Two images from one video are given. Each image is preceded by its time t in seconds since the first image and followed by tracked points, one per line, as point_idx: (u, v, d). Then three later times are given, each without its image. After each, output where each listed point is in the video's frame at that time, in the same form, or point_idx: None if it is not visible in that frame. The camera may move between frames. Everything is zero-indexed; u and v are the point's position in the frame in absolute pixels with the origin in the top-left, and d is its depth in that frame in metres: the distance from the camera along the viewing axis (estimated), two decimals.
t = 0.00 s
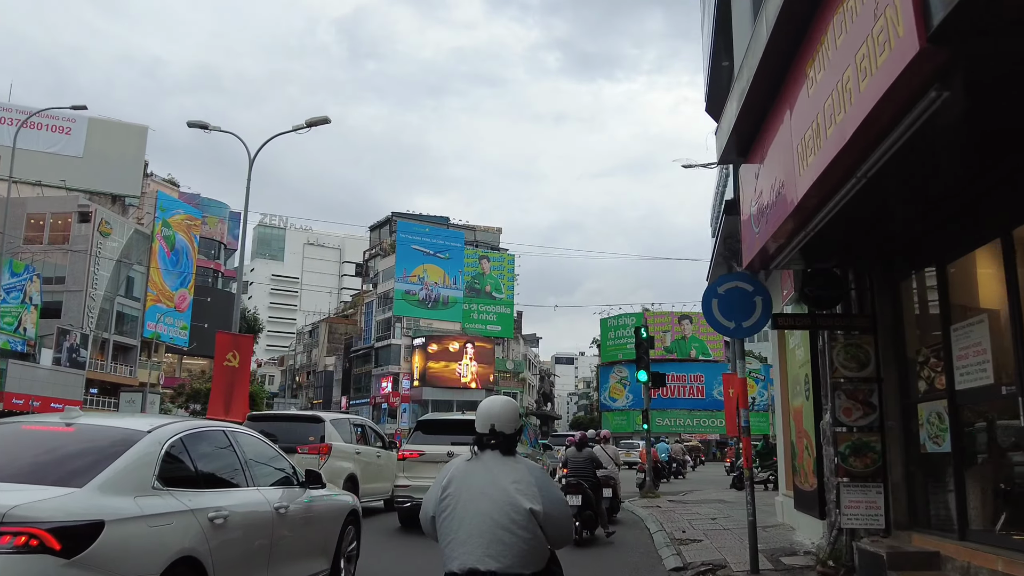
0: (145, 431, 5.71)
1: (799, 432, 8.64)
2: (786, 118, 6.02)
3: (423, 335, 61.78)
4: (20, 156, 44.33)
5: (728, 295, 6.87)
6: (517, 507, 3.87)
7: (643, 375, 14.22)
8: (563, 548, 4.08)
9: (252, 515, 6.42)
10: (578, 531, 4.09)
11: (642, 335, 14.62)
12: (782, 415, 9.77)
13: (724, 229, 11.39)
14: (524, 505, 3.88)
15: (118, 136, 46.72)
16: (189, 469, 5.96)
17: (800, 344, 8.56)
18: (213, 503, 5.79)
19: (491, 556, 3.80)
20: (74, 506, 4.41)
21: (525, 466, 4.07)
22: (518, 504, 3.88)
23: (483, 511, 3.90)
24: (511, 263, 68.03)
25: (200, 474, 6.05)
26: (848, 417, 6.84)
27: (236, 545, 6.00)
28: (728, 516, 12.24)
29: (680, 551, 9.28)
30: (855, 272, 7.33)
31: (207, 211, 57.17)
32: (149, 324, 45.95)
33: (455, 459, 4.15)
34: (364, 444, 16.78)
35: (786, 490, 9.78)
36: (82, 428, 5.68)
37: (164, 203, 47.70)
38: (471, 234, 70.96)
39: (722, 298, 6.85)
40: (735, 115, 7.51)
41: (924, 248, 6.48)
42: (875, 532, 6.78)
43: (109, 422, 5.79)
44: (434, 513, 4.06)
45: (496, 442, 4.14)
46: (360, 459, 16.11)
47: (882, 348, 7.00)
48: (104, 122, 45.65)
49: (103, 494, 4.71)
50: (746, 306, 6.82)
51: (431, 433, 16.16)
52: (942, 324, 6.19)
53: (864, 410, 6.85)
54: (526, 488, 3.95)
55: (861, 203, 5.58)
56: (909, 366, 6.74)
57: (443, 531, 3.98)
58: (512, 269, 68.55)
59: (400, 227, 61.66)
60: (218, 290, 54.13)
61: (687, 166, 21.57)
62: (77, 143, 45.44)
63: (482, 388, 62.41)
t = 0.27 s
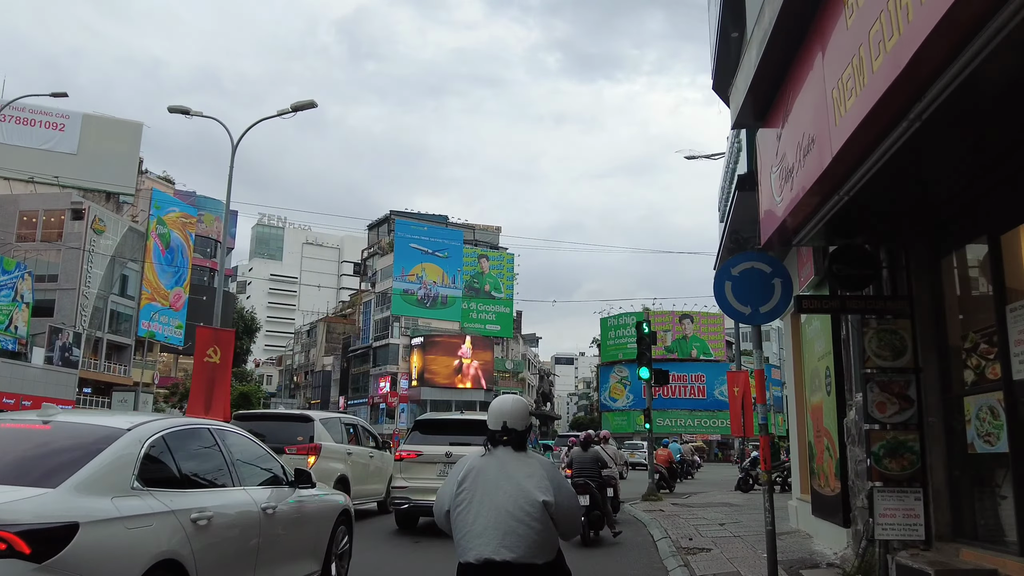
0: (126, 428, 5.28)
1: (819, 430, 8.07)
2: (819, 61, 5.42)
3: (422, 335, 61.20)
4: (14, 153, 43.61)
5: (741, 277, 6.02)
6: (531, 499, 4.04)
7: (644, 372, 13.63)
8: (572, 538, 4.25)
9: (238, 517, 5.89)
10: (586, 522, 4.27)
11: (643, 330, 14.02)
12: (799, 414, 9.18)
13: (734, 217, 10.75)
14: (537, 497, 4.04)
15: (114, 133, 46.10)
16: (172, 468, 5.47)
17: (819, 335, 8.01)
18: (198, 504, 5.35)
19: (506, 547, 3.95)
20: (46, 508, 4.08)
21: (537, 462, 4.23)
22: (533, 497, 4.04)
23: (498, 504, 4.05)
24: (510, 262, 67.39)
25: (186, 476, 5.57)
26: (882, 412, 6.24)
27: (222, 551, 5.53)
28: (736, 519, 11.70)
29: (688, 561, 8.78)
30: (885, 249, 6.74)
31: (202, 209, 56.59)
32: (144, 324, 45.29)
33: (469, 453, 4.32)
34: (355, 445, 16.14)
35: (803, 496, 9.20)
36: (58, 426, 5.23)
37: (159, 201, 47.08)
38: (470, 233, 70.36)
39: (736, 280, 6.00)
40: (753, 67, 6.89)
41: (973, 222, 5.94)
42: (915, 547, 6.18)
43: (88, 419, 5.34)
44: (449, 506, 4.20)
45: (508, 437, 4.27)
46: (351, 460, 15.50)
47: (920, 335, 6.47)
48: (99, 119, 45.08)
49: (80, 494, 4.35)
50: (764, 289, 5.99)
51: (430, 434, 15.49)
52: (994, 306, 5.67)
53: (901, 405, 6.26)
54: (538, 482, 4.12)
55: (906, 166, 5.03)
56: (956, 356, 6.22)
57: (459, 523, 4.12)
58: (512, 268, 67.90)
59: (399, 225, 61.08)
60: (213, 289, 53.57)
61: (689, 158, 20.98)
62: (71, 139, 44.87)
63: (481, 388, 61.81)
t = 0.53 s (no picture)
0: (98, 423, 5.00)
1: (846, 426, 7.46)
2: None
3: (420, 333, 60.62)
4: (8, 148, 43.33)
5: (765, 250, 5.37)
6: (535, 492, 5.40)
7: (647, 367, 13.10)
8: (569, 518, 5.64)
9: (220, 516, 5.57)
10: (580, 512, 5.65)
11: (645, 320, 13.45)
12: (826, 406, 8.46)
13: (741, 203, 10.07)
14: (540, 490, 5.40)
15: (107, 128, 45.52)
16: (150, 464, 5.22)
17: (847, 318, 7.41)
18: (173, 503, 5.06)
19: (517, 532, 5.30)
20: (6, 508, 3.93)
21: (543, 461, 5.57)
22: (540, 491, 5.39)
23: (510, 495, 5.41)
24: (509, 258, 66.78)
25: (163, 473, 5.26)
26: (932, 404, 5.67)
27: (201, 553, 5.22)
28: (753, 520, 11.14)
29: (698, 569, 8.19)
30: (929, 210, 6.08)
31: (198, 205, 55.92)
32: (138, 321, 44.67)
33: (483, 453, 5.64)
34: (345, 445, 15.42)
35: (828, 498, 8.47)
36: (28, 421, 4.97)
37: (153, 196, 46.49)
38: (469, 229, 69.76)
39: (756, 254, 5.35)
40: None
41: None
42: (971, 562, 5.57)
43: (60, 413, 5.10)
44: (468, 495, 5.56)
45: (516, 435, 5.69)
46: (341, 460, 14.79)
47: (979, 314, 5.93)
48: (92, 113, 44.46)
49: (43, 493, 4.17)
50: (789, 263, 5.34)
51: (429, 432, 14.83)
52: None
53: (957, 394, 5.70)
54: (543, 477, 5.49)
55: (960, 124, 4.50)
56: None
57: (476, 509, 5.50)
58: (511, 265, 67.27)
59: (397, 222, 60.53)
60: (209, 286, 53.05)
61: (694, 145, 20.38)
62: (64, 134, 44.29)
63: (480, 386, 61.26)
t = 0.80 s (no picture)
0: (71, 418, 4.50)
1: (875, 423, 6.91)
2: None
3: (419, 331, 60.09)
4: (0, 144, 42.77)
5: (790, 219, 4.58)
6: (539, 490, 5.53)
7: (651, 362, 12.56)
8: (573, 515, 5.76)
9: (203, 517, 5.05)
10: (581, 510, 5.77)
11: (648, 312, 12.90)
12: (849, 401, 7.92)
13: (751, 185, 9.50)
14: (544, 488, 5.54)
15: (102, 124, 44.94)
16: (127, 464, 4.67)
17: (878, 305, 6.80)
18: (151, 506, 4.56)
19: (520, 529, 5.40)
20: None
21: (546, 459, 5.70)
22: (544, 489, 5.52)
23: (514, 493, 5.54)
24: (509, 257, 66.17)
25: (142, 475, 4.75)
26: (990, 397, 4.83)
27: (181, 559, 4.72)
28: (755, 514, 10.51)
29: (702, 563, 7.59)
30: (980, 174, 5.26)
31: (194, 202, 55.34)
32: (133, 319, 44.15)
33: (489, 451, 5.78)
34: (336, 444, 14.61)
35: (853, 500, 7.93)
36: None
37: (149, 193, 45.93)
38: (468, 227, 69.17)
39: (780, 224, 4.56)
40: None
41: None
42: None
43: (27, 410, 4.58)
44: (473, 492, 5.69)
45: (519, 434, 5.87)
46: (332, 460, 14.01)
47: None
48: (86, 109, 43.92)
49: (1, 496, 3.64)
50: (817, 234, 4.57)
51: (427, 432, 14.28)
52: None
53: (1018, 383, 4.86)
54: (546, 475, 5.60)
55: None
56: None
57: (481, 506, 5.62)
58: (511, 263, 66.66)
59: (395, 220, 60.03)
60: (205, 284, 52.52)
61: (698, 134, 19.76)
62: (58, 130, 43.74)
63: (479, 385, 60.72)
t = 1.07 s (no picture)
0: (40, 417, 3.96)
1: (908, 420, 6.50)
2: None
3: (417, 330, 59.56)
4: None
5: (822, 180, 4.07)
6: (539, 486, 6.08)
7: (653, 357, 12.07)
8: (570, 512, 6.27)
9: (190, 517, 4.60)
10: (576, 506, 6.33)
11: (649, 305, 12.42)
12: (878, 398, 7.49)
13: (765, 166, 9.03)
14: (544, 483, 6.10)
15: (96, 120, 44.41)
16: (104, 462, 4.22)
17: (915, 288, 6.31)
18: (127, 509, 4.06)
19: (520, 523, 5.95)
20: None
21: (544, 460, 6.25)
22: (541, 487, 6.08)
23: (514, 490, 6.07)
24: (508, 255, 65.67)
25: (118, 475, 4.23)
26: None
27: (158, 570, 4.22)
28: (765, 518, 9.97)
29: None
30: None
31: (191, 200, 54.78)
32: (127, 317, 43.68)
33: (491, 451, 6.32)
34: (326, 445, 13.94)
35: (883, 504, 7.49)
36: None
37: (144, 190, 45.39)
38: (467, 226, 68.64)
39: (807, 184, 4.07)
40: None
41: None
42: None
43: None
44: (476, 490, 6.25)
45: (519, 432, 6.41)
46: (321, 461, 13.34)
47: None
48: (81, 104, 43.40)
49: None
50: (853, 200, 4.05)
51: (424, 431, 13.75)
52: None
53: None
54: (545, 473, 6.16)
55: None
56: None
57: (482, 503, 6.15)
58: (510, 262, 66.14)
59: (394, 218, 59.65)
60: (201, 282, 51.96)
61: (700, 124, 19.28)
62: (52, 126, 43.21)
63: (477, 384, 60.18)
